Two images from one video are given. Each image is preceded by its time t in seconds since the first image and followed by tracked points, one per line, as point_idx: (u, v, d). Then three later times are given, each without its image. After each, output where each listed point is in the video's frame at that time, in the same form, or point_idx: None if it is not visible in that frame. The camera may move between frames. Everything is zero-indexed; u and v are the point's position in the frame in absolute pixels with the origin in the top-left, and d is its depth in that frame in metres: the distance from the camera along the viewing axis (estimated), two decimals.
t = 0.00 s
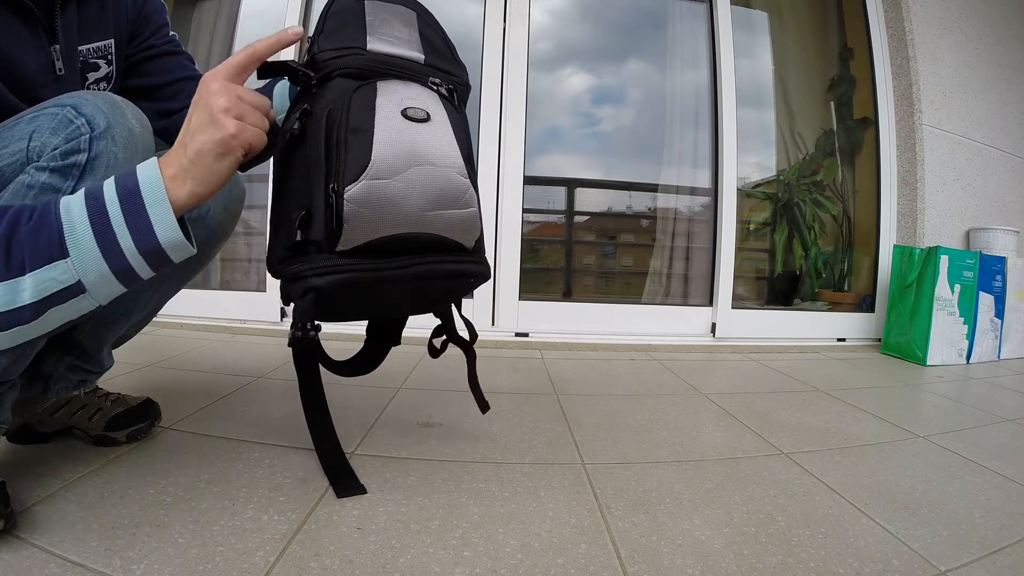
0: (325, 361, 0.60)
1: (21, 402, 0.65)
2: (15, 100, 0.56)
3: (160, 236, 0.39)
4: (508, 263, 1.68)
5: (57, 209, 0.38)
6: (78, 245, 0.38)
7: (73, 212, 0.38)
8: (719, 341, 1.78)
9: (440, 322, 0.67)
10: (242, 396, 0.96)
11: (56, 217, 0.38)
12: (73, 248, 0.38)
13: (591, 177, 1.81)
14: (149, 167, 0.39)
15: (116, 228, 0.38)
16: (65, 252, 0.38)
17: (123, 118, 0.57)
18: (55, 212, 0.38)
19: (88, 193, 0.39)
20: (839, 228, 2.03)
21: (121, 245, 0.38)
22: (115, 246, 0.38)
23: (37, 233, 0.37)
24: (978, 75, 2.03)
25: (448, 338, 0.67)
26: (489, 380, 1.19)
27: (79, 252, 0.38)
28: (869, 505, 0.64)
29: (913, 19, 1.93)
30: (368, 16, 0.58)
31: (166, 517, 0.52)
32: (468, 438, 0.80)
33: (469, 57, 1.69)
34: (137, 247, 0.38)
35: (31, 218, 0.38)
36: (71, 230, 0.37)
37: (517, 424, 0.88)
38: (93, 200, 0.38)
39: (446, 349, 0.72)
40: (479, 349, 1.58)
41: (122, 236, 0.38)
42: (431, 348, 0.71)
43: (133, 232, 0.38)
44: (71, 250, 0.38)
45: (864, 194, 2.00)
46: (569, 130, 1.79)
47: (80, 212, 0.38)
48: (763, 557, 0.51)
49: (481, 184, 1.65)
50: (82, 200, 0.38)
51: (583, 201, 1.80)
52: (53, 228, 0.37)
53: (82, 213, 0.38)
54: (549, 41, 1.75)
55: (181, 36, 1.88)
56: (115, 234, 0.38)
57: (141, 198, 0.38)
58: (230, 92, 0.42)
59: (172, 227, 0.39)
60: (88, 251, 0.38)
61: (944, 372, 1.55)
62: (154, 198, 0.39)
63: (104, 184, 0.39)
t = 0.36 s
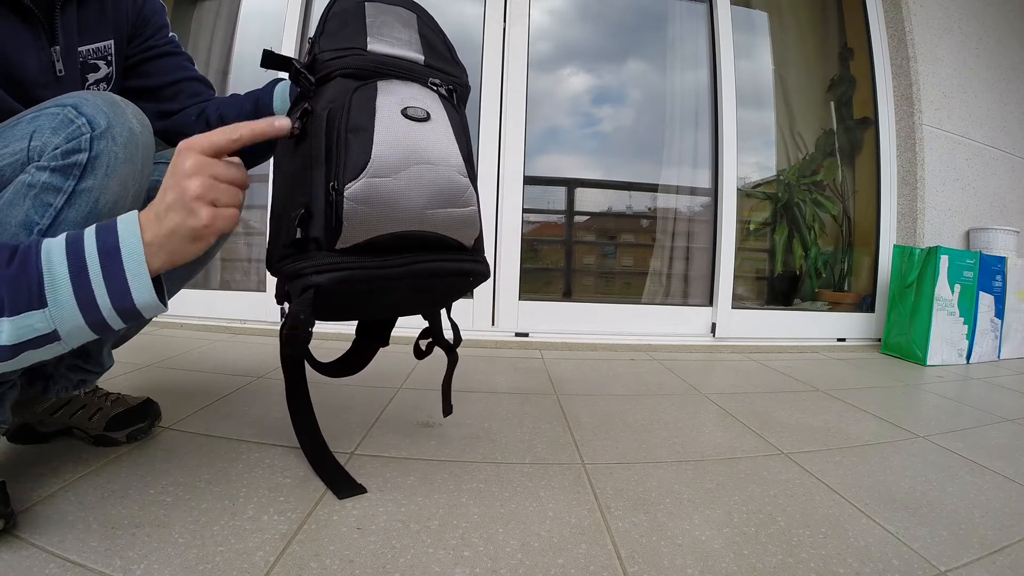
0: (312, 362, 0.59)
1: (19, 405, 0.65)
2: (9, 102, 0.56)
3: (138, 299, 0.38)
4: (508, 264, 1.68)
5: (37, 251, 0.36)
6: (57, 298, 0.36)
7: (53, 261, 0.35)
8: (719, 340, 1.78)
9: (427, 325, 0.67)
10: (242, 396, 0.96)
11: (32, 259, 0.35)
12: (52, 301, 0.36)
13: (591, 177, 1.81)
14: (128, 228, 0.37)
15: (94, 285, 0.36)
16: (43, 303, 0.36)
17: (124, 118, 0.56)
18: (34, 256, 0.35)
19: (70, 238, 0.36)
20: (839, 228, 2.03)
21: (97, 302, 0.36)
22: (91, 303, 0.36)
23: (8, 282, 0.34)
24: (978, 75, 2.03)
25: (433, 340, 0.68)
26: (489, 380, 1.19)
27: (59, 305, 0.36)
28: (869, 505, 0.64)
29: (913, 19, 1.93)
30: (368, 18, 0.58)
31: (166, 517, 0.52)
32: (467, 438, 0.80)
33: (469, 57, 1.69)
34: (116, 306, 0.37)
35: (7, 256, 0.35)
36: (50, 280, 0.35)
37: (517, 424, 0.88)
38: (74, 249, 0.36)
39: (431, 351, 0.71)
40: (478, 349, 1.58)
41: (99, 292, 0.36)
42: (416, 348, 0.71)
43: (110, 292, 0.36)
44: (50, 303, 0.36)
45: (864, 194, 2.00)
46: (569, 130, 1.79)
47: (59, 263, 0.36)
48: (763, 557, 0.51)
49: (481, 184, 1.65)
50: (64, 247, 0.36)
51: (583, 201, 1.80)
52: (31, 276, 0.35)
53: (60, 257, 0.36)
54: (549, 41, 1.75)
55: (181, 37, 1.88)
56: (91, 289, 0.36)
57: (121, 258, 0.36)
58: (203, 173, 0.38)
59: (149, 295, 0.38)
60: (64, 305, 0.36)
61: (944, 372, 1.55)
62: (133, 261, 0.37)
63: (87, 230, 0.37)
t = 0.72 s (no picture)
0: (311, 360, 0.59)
1: (18, 407, 0.64)
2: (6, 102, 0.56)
3: (115, 365, 0.41)
4: (508, 264, 1.68)
5: (23, 306, 0.38)
6: (39, 353, 0.38)
7: (39, 321, 0.38)
8: (719, 341, 1.78)
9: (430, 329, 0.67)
10: (241, 396, 0.96)
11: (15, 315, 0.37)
12: (35, 357, 0.38)
13: (591, 176, 1.81)
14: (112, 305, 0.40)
15: (74, 347, 0.39)
16: (25, 359, 0.38)
17: (121, 116, 0.56)
18: (21, 313, 0.38)
19: (56, 297, 0.39)
20: (839, 228, 2.03)
21: (76, 365, 0.40)
22: (70, 361, 0.39)
23: None
24: (978, 75, 2.03)
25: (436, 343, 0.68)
26: (488, 380, 1.19)
27: (41, 359, 0.39)
28: (869, 505, 0.64)
29: (913, 19, 1.93)
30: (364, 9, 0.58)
31: (166, 517, 0.52)
32: (467, 438, 0.80)
33: (469, 56, 1.69)
34: (91, 367, 0.40)
35: None
36: (34, 336, 0.38)
37: (517, 424, 0.88)
38: (60, 311, 0.39)
39: (435, 354, 0.71)
40: (478, 349, 1.58)
41: (78, 357, 0.39)
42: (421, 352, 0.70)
43: (89, 355, 0.39)
44: (32, 357, 0.38)
45: (864, 194, 2.00)
46: (569, 130, 1.79)
47: (44, 323, 0.38)
48: (763, 557, 0.51)
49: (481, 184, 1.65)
50: (49, 308, 0.38)
51: (583, 201, 1.80)
52: (17, 334, 0.37)
53: (46, 316, 0.38)
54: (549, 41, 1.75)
55: (181, 37, 1.88)
56: (72, 352, 0.39)
57: (101, 330, 0.39)
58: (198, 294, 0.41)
59: (126, 363, 0.41)
60: (47, 360, 0.39)
61: (944, 372, 1.55)
62: (114, 334, 0.40)
63: (73, 292, 0.39)
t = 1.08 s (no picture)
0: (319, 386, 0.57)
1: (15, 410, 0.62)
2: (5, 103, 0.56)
3: (115, 353, 0.37)
4: (508, 264, 1.68)
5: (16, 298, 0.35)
6: (35, 346, 0.36)
7: (31, 312, 0.35)
8: (719, 340, 1.78)
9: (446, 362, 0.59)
10: (241, 396, 0.96)
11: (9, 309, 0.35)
12: (32, 350, 0.36)
13: (591, 176, 1.81)
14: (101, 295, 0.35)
15: (71, 339, 0.36)
16: (23, 352, 0.36)
17: (111, 110, 0.56)
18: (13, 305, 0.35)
19: (47, 287, 0.36)
20: (839, 228, 2.04)
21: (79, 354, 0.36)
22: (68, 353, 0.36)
23: None
24: (978, 75, 2.03)
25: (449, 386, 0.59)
26: (489, 380, 1.19)
27: (38, 351, 0.36)
28: (869, 505, 0.64)
29: (913, 19, 1.93)
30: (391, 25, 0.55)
31: (165, 517, 0.52)
32: (467, 438, 0.80)
33: (469, 57, 1.69)
34: (92, 356, 0.37)
35: None
36: (27, 329, 0.35)
37: (517, 424, 0.88)
38: (50, 301, 0.35)
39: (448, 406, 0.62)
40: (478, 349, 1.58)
41: (79, 347, 0.36)
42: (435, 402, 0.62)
43: (87, 345, 0.36)
44: (29, 350, 0.36)
45: (864, 194, 2.00)
46: (569, 130, 1.79)
47: (37, 314, 0.35)
48: (763, 557, 0.51)
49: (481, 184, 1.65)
50: (41, 298, 0.35)
51: (583, 201, 1.80)
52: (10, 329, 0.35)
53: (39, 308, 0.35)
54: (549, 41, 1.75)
55: (181, 37, 1.88)
56: (70, 343, 0.36)
57: (95, 312, 0.35)
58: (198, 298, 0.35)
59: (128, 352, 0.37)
60: (45, 353, 0.36)
61: (944, 372, 1.55)
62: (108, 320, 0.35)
63: (63, 281, 0.36)
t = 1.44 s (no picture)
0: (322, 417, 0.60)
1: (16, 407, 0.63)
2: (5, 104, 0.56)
3: (133, 340, 0.34)
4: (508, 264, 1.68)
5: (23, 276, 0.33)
6: (39, 333, 0.33)
7: (39, 292, 0.33)
8: (719, 341, 1.78)
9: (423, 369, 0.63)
10: (241, 396, 0.96)
11: (16, 282, 0.33)
12: (34, 336, 0.33)
13: (591, 176, 1.81)
14: (128, 266, 0.34)
15: (85, 324, 0.33)
16: (23, 338, 0.33)
17: (113, 118, 0.56)
18: (19, 282, 0.33)
19: (62, 266, 0.34)
20: (839, 228, 2.03)
21: (88, 347, 0.34)
22: (80, 343, 0.34)
23: None
24: (978, 75, 2.03)
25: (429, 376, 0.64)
26: (489, 380, 1.19)
27: (41, 339, 0.33)
28: (869, 505, 0.64)
29: (913, 19, 1.93)
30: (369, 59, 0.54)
31: (166, 517, 0.52)
32: (467, 438, 0.80)
33: (469, 57, 1.69)
34: (107, 350, 0.34)
35: None
36: (32, 311, 0.33)
37: (517, 424, 0.88)
38: (65, 278, 0.33)
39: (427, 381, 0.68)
40: (479, 349, 1.58)
41: (90, 334, 0.34)
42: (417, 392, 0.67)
43: (102, 329, 0.34)
44: (31, 336, 0.33)
45: (864, 194, 2.00)
46: (569, 130, 1.79)
47: (47, 294, 0.33)
48: (763, 557, 0.51)
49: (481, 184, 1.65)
50: (55, 275, 0.33)
51: (583, 201, 1.80)
52: (11, 310, 0.32)
53: (49, 285, 0.33)
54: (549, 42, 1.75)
55: (181, 37, 1.88)
56: (81, 328, 0.33)
57: (116, 288, 0.33)
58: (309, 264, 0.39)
59: (146, 337, 0.35)
60: (50, 342, 0.33)
61: (944, 372, 1.55)
62: (132, 300, 0.34)
63: (82, 260, 0.34)
